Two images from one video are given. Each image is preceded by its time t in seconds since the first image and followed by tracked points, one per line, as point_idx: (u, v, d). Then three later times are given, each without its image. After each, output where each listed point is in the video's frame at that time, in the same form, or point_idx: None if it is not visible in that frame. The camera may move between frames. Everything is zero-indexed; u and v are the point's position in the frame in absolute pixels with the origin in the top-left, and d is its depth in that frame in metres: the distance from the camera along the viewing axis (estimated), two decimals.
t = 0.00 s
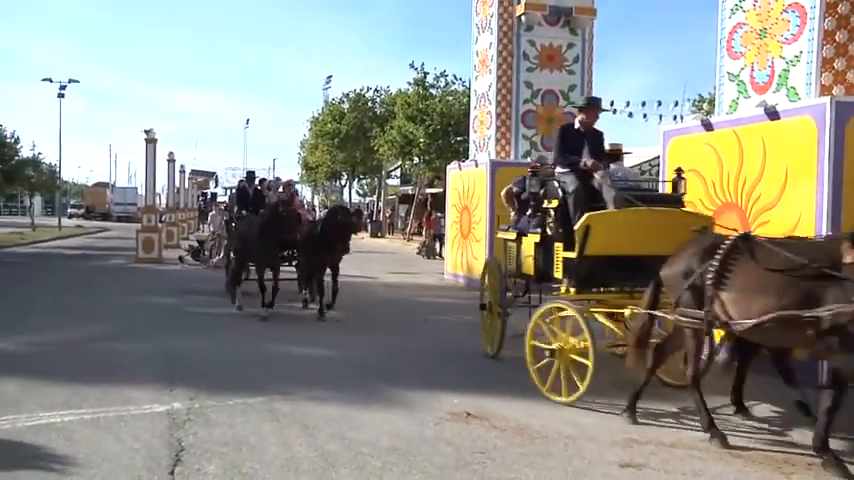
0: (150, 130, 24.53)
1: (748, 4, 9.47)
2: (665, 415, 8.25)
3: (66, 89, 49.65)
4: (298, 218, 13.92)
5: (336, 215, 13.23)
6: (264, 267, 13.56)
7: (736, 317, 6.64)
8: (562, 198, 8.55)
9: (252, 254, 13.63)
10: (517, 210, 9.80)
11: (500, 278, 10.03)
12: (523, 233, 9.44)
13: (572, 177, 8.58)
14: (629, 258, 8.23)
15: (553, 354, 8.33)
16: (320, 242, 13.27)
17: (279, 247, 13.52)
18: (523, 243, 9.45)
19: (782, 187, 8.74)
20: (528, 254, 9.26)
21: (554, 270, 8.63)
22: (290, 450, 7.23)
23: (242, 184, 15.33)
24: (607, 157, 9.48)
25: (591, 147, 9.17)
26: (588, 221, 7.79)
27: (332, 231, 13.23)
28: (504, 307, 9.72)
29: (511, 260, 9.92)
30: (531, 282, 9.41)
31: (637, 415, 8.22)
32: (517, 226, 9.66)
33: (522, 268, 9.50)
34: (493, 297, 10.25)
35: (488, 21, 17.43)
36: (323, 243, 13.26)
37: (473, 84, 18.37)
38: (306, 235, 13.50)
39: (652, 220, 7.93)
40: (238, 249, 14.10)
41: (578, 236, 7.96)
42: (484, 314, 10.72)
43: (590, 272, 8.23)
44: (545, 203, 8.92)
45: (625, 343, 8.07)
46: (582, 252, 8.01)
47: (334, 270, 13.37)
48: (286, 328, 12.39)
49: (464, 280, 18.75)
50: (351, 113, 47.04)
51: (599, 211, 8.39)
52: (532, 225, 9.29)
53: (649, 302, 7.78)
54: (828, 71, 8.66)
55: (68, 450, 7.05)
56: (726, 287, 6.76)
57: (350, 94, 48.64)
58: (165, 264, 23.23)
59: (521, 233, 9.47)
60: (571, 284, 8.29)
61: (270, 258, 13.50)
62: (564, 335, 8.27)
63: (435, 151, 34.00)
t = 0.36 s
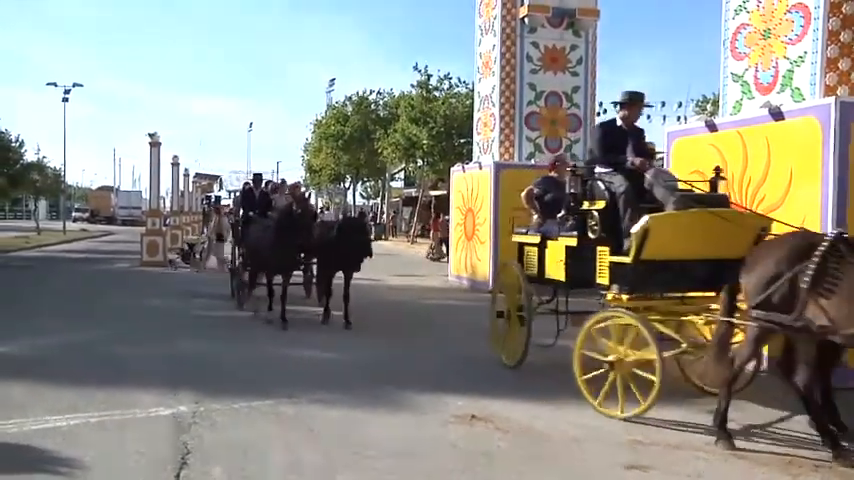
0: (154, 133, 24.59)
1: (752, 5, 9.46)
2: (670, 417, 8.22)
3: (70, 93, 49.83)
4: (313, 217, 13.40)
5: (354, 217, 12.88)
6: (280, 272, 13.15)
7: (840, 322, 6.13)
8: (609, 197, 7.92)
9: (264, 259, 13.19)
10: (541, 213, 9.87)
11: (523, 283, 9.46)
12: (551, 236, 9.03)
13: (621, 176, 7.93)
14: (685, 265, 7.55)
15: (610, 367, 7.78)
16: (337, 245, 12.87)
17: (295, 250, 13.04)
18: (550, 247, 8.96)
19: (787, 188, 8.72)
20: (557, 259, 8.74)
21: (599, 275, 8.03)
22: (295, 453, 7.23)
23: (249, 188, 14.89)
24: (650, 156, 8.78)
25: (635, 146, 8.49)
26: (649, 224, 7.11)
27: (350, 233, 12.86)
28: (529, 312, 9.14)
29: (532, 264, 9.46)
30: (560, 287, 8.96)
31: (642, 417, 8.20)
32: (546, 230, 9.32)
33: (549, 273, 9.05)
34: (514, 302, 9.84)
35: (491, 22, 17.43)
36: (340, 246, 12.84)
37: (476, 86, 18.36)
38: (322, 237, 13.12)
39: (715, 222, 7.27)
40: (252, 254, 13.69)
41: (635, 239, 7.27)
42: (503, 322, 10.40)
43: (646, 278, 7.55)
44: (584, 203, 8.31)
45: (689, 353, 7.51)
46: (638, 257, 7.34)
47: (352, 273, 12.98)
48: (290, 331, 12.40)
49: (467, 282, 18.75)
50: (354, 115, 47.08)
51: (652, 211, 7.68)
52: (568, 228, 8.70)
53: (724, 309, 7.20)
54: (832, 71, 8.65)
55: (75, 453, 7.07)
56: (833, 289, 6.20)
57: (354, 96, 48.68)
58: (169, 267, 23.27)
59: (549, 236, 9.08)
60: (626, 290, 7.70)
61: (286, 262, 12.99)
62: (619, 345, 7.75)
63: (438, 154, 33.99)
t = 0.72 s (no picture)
0: (164, 139, 24.70)
1: (761, 4, 9.43)
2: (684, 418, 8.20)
3: (80, 99, 50.12)
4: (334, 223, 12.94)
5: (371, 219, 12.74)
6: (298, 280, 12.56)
7: None
8: (675, 198, 7.31)
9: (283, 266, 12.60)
10: (577, 213, 9.50)
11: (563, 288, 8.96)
12: (592, 239, 8.65)
13: (688, 178, 7.33)
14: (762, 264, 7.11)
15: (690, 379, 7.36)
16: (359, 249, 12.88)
17: (315, 257, 12.46)
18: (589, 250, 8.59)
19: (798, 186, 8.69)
20: (600, 262, 8.37)
21: (661, 280, 7.47)
22: (308, 456, 7.25)
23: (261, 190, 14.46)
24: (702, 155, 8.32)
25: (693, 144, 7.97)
26: (730, 224, 6.60)
27: (370, 239, 12.87)
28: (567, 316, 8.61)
29: (565, 269, 9.09)
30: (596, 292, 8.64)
31: (655, 418, 8.18)
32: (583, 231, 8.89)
33: (588, 278, 8.66)
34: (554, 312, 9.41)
35: (499, 24, 17.44)
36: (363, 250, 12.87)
37: (484, 87, 18.34)
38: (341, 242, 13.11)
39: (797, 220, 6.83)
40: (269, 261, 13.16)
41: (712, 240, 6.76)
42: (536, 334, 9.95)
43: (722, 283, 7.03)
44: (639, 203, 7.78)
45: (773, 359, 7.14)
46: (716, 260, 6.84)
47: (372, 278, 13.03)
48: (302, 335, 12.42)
49: (478, 283, 18.75)
50: (363, 119, 47.16)
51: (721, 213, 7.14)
52: (616, 230, 8.24)
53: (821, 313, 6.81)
54: (844, 68, 8.60)
55: (89, 459, 7.10)
56: None
57: (362, 100, 48.74)
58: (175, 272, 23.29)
59: (589, 240, 8.68)
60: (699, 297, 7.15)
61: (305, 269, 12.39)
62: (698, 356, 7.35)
63: (447, 156, 33.99)
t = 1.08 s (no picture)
0: (164, 138, 24.69)
1: None
2: (687, 411, 8.20)
3: (80, 98, 50.13)
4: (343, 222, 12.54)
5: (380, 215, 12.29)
6: (313, 277, 12.41)
7: None
8: (741, 190, 6.88)
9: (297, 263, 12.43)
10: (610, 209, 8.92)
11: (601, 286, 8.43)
12: (632, 235, 8.24)
13: (759, 169, 6.88)
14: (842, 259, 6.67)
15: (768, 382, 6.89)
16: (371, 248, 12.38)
17: (329, 253, 12.26)
18: (631, 245, 8.14)
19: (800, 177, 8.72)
20: (646, 259, 7.92)
21: (723, 278, 7.04)
22: (313, 454, 7.26)
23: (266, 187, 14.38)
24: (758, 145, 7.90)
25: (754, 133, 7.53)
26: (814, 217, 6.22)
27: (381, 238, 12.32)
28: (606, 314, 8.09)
29: (597, 267, 8.64)
30: (640, 288, 8.20)
31: (660, 412, 8.18)
32: (619, 225, 8.49)
33: (627, 274, 8.21)
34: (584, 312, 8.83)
35: (498, 19, 17.42)
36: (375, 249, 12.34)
37: (484, 83, 18.31)
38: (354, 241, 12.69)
39: None
40: (281, 260, 13.03)
41: (794, 231, 6.32)
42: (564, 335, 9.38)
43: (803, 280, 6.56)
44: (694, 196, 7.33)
45: None
46: (795, 255, 6.39)
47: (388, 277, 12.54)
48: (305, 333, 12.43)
49: (480, 279, 18.75)
50: (362, 115, 47.14)
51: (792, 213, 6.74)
52: (664, 225, 7.77)
53: None
54: (845, 58, 8.59)
55: (94, 458, 7.12)
56: None
57: (361, 96, 48.70)
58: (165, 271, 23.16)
59: (628, 235, 8.27)
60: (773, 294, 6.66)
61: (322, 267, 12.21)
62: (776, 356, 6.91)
63: (448, 152, 33.97)
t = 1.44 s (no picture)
0: (163, 134, 24.68)
1: None
2: (687, 406, 8.22)
3: (78, 94, 50.13)
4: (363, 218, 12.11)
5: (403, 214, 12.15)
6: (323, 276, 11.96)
7: None
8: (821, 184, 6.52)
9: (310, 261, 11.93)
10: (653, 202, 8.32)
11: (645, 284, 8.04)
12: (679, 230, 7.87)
13: (841, 163, 6.55)
14: None
15: None
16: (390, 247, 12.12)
17: (346, 251, 11.84)
18: (679, 242, 7.76)
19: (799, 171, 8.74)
20: (695, 256, 7.59)
21: (795, 275, 6.72)
22: (313, 448, 7.28)
23: (270, 181, 14.06)
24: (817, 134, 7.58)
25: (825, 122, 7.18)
26: None
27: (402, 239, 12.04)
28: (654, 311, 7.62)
29: (635, 264, 8.22)
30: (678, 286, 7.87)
31: (659, 406, 8.19)
32: (670, 220, 8.03)
33: (671, 272, 7.85)
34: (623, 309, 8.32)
35: (497, 14, 17.38)
36: (394, 249, 12.10)
37: (483, 77, 18.30)
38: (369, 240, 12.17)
39: None
40: (293, 257, 12.57)
41: None
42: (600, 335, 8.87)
43: None
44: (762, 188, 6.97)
45: None
46: None
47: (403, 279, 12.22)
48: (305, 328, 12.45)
49: (479, 274, 18.76)
50: (362, 110, 47.08)
51: None
52: (726, 218, 7.41)
53: None
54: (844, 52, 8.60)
55: (95, 453, 7.13)
56: None
57: (360, 91, 48.62)
58: (153, 267, 22.86)
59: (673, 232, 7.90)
60: None
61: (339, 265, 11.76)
62: None
63: (447, 147, 33.92)
